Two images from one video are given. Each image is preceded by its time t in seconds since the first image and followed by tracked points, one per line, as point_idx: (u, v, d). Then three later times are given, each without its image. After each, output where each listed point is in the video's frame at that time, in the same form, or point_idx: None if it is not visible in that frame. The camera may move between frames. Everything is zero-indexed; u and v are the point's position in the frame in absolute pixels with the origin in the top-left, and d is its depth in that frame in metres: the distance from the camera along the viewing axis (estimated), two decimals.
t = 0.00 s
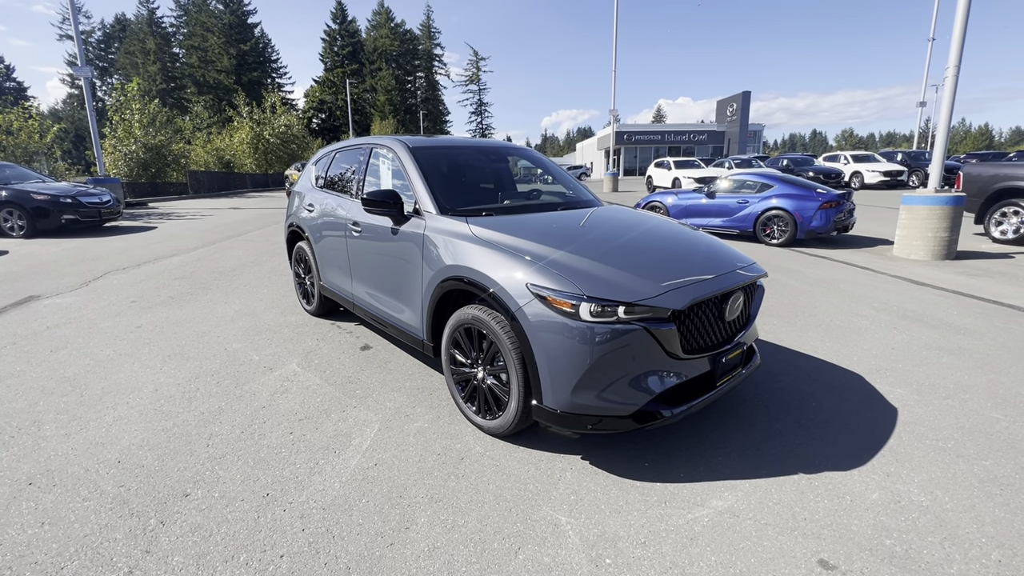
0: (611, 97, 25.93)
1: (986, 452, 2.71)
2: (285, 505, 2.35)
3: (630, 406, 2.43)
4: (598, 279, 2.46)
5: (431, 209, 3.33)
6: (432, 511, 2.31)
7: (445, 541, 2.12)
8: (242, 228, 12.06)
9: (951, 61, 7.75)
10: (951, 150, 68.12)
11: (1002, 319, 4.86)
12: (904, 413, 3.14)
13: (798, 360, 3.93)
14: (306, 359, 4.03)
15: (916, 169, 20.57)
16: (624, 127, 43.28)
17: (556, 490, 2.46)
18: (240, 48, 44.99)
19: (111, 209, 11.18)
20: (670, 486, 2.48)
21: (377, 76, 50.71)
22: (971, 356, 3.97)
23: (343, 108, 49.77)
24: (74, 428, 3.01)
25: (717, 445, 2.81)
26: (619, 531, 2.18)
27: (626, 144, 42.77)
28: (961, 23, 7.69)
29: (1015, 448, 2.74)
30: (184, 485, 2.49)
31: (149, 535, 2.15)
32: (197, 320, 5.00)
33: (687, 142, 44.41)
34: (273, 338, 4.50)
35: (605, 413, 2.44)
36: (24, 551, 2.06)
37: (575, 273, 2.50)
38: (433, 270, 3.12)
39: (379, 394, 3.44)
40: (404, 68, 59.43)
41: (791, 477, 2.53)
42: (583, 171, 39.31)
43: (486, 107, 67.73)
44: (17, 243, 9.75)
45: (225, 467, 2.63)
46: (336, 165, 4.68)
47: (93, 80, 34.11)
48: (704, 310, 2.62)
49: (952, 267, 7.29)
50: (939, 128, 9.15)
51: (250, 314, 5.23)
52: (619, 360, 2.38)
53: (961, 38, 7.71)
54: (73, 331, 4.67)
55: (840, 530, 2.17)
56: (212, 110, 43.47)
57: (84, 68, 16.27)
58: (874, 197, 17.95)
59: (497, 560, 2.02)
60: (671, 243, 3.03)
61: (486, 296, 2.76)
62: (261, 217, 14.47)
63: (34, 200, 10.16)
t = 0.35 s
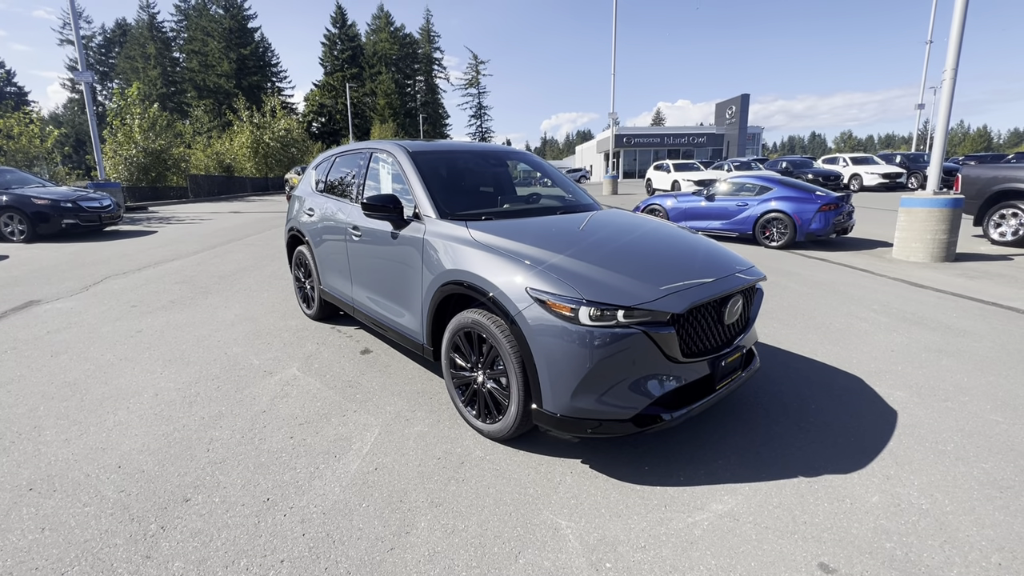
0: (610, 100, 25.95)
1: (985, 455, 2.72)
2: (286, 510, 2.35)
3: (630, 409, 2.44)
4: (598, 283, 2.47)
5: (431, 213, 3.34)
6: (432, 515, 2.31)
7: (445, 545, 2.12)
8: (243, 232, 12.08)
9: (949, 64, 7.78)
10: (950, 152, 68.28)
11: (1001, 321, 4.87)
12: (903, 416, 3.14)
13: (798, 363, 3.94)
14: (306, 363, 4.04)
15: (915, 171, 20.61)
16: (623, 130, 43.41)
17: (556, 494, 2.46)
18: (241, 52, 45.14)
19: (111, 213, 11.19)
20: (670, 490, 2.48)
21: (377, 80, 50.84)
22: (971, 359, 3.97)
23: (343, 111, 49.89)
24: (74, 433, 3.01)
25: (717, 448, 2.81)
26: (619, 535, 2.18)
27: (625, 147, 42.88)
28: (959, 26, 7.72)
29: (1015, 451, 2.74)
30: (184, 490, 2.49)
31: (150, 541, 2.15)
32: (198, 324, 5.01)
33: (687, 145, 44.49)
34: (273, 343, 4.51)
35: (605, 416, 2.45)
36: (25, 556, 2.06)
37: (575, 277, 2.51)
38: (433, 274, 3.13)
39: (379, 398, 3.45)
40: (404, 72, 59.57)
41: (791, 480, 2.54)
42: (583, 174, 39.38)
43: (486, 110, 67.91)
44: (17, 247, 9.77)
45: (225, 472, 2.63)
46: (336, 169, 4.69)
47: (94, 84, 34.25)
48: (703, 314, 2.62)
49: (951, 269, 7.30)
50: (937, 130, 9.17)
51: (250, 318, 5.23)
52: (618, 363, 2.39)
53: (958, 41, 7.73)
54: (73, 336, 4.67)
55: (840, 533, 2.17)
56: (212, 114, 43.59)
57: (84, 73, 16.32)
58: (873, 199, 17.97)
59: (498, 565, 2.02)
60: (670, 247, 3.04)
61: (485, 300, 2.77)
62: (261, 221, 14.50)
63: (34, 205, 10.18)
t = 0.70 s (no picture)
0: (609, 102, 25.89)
1: (984, 456, 2.72)
2: (285, 513, 2.35)
3: (628, 411, 2.44)
4: (597, 285, 2.47)
5: (430, 216, 3.34)
6: (431, 517, 2.31)
7: (445, 548, 2.12)
8: (243, 234, 12.10)
9: (946, 66, 7.81)
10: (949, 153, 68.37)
11: (1000, 322, 4.87)
12: (902, 417, 3.14)
13: (797, 364, 3.94)
14: (305, 366, 4.04)
15: (914, 173, 20.66)
16: (623, 133, 43.50)
17: (555, 496, 2.46)
18: (241, 55, 45.24)
19: (111, 216, 11.20)
20: (669, 491, 2.48)
21: (377, 83, 50.94)
22: (969, 360, 3.98)
23: (343, 114, 49.99)
24: (74, 436, 3.01)
25: (716, 450, 2.82)
26: (618, 536, 2.19)
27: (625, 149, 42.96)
28: (956, 29, 7.75)
29: (1013, 452, 2.75)
30: (184, 493, 2.49)
31: (149, 543, 2.16)
32: (197, 327, 5.01)
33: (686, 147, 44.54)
34: (273, 345, 4.51)
35: (604, 418, 2.45)
36: (24, 559, 2.07)
37: (573, 279, 2.51)
38: (433, 276, 3.14)
39: (378, 401, 3.45)
40: (404, 74, 59.70)
41: (790, 482, 2.54)
42: (583, 175, 39.42)
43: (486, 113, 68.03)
44: (17, 250, 9.78)
45: (225, 475, 2.63)
46: (336, 172, 4.70)
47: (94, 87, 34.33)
48: (701, 316, 2.63)
49: (950, 270, 7.32)
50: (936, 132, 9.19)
51: (250, 320, 5.24)
52: (617, 365, 2.40)
53: (955, 43, 7.76)
54: (73, 339, 4.68)
55: (839, 534, 2.18)
56: (212, 117, 43.67)
57: (85, 76, 16.35)
58: (873, 200, 17.99)
59: (497, 566, 2.03)
60: (669, 249, 3.04)
61: (484, 302, 2.77)
62: (261, 224, 14.52)
63: (34, 208, 10.19)
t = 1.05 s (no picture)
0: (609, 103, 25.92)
1: (984, 457, 2.72)
2: (285, 514, 2.35)
3: (628, 412, 2.44)
4: (596, 286, 2.47)
5: (430, 217, 3.35)
6: (431, 518, 2.31)
7: (445, 549, 2.12)
8: (243, 236, 12.11)
9: (945, 68, 7.82)
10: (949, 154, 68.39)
11: (1000, 323, 4.87)
12: (902, 418, 3.14)
13: (797, 365, 3.94)
14: (305, 367, 4.05)
15: (913, 174, 20.68)
16: (622, 134, 43.55)
17: (555, 497, 2.46)
18: (241, 57, 45.31)
19: (111, 218, 11.21)
20: (669, 493, 2.48)
21: (377, 85, 51.00)
22: (969, 361, 3.98)
23: (343, 116, 50.05)
24: (73, 438, 3.01)
25: (716, 451, 2.82)
26: (618, 537, 2.18)
27: (625, 150, 43.00)
28: (955, 30, 7.76)
29: (1013, 452, 2.74)
30: (183, 495, 2.49)
31: (149, 545, 2.16)
32: (197, 328, 5.01)
33: (686, 148, 44.57)
34: (273, 347, 4.51)
35: (604, 419, 2.45)
36: (23, 560, 2.06)
37: (573, 281, 2.52)
38: (433, 277, 3.14)
39: (378, 402, 3.45)
40: (404, 76, 59.76)
41: (790, 482, 2.54)
42: (582, 176, 39.46)
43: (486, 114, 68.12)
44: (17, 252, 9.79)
45: (225, 476, 2.63)
46: (335, 174, 4.71)
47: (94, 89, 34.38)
48: (701, 317, 2.63)
49: (950, 271, 7.32)
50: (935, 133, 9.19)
51: (250, 322, 5.24)
52: (616, 366, 2.40)
53: (954, 45, 7.77)
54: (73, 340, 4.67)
55: (839, 535, 2.18)
56: (212, 118, 43.70)
57: (85, 78, 16.36)
58: (873, 201, 17.98)
59: (497, 567, 2.03)
60: (669, 250, 3.05)
61: (484, 303, 2.77)
62: (261, 225, 14.53)
63: (34, 210, 10.20)
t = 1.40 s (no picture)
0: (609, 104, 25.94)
1: (983, 458, 2.72)
2: (283, 515, 2.35)
3: (627, 413, 2.44)
4: (596, 287, 2.48)
5: (430, 218, 3.35)
6: (430, 519, 2.31)
7: (444, 549, 2.12)
8: (243, 236, 12.13)
9: (945, 70, 7.82)
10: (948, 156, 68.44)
11: (999, 325, 4.87)
12: (901, 419, 3.14)
13: (796, 366, 3.94)
14: (305, 367, 4.05)
15: (913, 175, 20.68)
16: (623, 135, 43.59)
17: (554, 498, 2.46)
18: (241, 58, 45.35)
19: (111, 218, 11.21)
20: (669, 494, 2.48)
21: (378, 86, 51.03)
22: (969, 363, 3.98)
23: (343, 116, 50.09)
24: (73, 438, 3.02)
25: (716, 452, 2.82)
26: (617, 538, 2.18)
27: (625, 151, 43.02)
28: (954, 32, 7.77)
29: (1012, 454, 2.75)
30: (183, 495, 2.49)
31: (147, 545, 2.16)
32: (197, 329, 5.01)
33: (686, 149, 44.57)
34: (273, 347, 4.51)
35: (603, 420, 2.45)
36: (22, 561, 2.06)
37: (573, 281, 2.52)
38: (432, 278, 3.14)
39: (378, 403, 3.45)
40: (404, 77, 59.81)
41: (789, 484, 2.54)
42: (582, 178, 39.50)
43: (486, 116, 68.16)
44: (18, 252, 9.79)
45: (224, 477, 2.63)
46: (335, 174, 4.71)
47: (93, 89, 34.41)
48: (700, 318, 2.63)
49: (949, 273, 7.32)
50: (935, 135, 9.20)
51: (250, 322, 5.24)
52: (616, 367, 2.40)
53: (954, 47, 7.78)
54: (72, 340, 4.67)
55: (838, 537, 2.18)
56: (213, 119, 43.73)
57: (86, 79, 16.38)
58: (872, 203, 17.98)
59: (496, 568, 2.02)
60: (668, 251, 3.05)
61: (484, 304, 2.77)
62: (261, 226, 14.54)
63: (35, 210, 10.20)
